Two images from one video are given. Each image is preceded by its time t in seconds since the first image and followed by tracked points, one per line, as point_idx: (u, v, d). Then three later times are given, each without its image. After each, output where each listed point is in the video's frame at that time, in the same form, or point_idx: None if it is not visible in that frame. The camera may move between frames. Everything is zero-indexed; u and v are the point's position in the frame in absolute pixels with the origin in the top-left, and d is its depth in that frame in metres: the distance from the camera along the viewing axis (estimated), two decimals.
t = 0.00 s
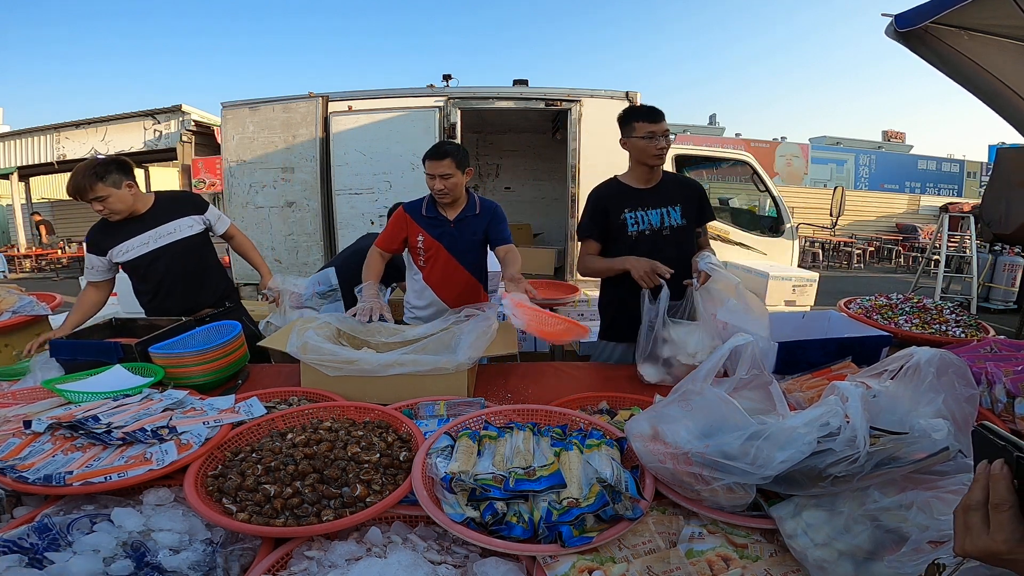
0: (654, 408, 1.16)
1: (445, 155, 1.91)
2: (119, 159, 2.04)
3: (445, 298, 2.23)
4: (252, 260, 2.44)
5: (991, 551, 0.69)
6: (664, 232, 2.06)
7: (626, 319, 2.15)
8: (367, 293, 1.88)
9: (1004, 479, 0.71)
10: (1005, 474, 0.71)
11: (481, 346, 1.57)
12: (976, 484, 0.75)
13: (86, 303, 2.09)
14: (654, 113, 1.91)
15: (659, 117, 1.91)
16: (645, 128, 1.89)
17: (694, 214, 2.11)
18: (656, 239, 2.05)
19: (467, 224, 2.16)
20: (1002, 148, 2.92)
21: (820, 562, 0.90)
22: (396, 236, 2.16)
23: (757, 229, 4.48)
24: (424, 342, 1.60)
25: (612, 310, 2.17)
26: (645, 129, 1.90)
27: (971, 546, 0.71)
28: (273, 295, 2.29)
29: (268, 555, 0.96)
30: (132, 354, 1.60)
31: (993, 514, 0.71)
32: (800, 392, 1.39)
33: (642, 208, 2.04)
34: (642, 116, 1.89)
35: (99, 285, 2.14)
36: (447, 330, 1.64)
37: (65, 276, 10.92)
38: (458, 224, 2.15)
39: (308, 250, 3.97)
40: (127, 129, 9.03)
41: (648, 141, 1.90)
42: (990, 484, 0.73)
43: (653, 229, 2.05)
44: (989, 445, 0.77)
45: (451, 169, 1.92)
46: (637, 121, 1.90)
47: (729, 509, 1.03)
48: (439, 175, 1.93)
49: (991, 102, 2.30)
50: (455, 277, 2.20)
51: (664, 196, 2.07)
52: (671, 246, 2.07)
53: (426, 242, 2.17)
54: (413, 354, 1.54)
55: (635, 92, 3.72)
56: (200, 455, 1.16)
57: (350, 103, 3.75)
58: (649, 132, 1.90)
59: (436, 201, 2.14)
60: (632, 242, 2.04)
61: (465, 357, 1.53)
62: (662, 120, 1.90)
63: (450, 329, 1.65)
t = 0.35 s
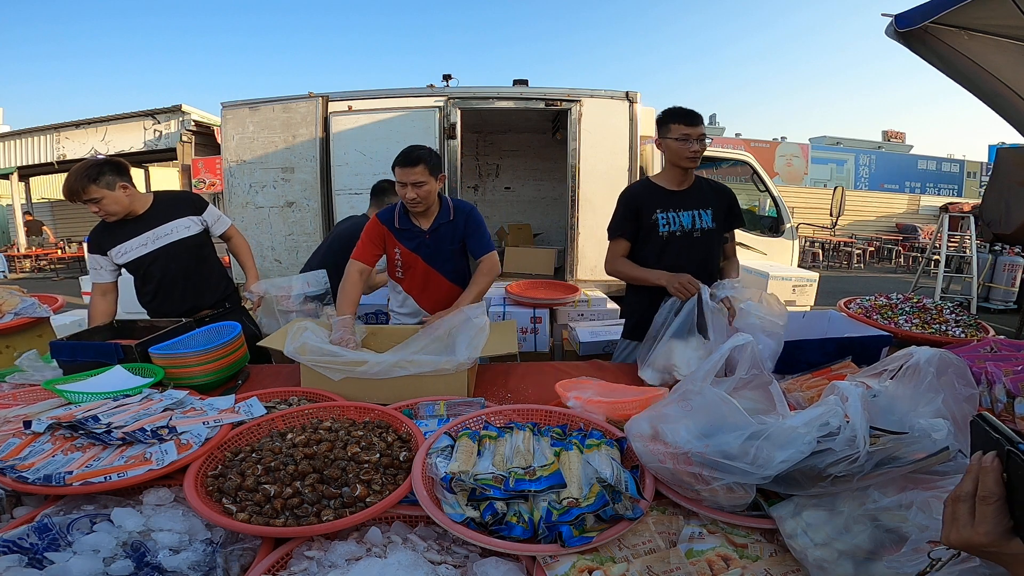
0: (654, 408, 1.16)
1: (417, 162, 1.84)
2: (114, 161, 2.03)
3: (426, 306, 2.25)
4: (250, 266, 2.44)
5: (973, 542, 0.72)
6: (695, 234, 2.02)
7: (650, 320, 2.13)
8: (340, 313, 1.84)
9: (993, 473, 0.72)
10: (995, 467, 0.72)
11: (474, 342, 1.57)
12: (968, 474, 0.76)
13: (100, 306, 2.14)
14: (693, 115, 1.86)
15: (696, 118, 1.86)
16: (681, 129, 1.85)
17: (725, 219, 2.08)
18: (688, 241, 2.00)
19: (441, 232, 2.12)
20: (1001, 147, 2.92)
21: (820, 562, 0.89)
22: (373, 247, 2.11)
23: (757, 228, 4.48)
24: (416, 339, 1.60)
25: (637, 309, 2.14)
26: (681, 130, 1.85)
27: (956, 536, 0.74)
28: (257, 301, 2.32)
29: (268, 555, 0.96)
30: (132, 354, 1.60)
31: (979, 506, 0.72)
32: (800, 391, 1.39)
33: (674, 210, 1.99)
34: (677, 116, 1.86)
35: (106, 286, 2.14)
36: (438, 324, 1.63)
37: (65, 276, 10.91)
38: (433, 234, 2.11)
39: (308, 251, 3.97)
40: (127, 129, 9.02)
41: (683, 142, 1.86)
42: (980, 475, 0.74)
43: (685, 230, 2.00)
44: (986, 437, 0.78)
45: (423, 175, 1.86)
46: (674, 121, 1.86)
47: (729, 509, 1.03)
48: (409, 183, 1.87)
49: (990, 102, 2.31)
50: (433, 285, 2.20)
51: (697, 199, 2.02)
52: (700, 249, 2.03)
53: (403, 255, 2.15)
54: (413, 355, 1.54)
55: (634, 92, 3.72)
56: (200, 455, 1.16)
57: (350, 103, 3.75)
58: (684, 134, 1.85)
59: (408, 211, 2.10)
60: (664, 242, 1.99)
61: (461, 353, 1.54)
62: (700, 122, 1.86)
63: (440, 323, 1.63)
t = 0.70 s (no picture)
0: (654, 409, 1.16)
1: (374, 173, 1.77)
2: (113, 161, 2.03)
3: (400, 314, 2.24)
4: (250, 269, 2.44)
5: (957, 540, 0.72)
6: (701, 236, 2.00)
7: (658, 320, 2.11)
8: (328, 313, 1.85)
9: (979, 471, 0.73)
10: (982, 465, 0.73)
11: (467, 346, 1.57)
12: (954, 472, 0.77)
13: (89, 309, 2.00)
14: (703, 117, 1.78)
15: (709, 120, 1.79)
16: (684, 133, 1.80)
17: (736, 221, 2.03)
18: (692, 242, 1.99)
19: (404, 245, 2.07)
20: (1002, 148, 2.92)
21: (820, 562, 0.89)
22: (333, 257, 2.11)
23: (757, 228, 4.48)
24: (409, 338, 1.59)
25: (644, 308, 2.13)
26: (684, 135, 1.80)
27: (940, 533, 0.74)
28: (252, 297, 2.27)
29: (268, 555, 0.96)
30: (132, 354, 1.60)
31: (963, 504, 0.73)
32: (800, 391, 1.39)
33: (681, 210, 1.98)
34: (681, 120, 1.80)
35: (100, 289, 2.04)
36: (435, 321, 1.59)
37: (65, 276, 10.91)
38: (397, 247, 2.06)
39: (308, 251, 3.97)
40: (127, 129, 9.02)
41: (685, 148, 1.82)
42: (966, 474, 0.75)
43: (690, 231, 1.98)
44: (972, 435, 0.78)
45: (383, 186, 1.80)
46: (677, 124, 1.81)
47: (730, 509, 1.03)
48: (368, 196, 1.80)
49: (990, 102, 2.31)
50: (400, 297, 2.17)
51: (708, 200, 1.99)
52: (706, 250, 2.00)
53: (366, 268, 2.13)
54: (412, 354, 1.55)
55: (635, 92, 3.72)
56: (200, 455, 1.16)
57: (350, 103, 3.76)
58: (687, 139, 1.80)
59: (370, 224, 2.05)
60: (667, 243, 1.99)
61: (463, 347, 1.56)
62: (709, 125, 1.79)
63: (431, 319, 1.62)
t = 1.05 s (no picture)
0: (654, 408, 1.16)
1: (376, 170, 1.77)
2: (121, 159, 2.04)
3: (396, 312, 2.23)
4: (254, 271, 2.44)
5: (956, 540, 0.72)
6: (699, 237, 2.00)
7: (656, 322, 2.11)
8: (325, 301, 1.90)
9: (977, 473, 0.73)
10: (979, 467, 0.73)
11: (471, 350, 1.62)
12: (952, 472, 0.76)
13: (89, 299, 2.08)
14: (698, 119, 1.73)
15: (705, 122, 1.75)
16: (675, 140, 1.77)
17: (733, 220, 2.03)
18: (690, 245, 1.99)
19: (399, 238, 2.08)
20: (1002, 148, 2.92)
21: (820, 562, 0.89)
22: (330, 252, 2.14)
23: (757, 228, 4.48)
24: (411, 332, 1.66)
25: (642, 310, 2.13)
26: (676, 142, 1.78)
27: (940, 533, 0.74)
28: (265, 298, 2.38)
29: (268, 555, 0.96)
30: (132, 353, 1.60)
31: (962, 505, 0.73)
32: (800, 391, 1.39)
33: (678, 212, 1.98)
34: (672, 125, 1.77)
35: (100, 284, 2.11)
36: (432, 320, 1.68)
37: (65, 276, 10.92)
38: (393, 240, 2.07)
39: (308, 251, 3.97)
40: (127, 129, 9.03)
41: (676, 155, 1.80)
42: (963, 475, 0.74)
43: (688, 233, 1.99)
44: (970, 435, 0.78)
45: (386, 182, 1.80)
46: (669, 130, 1.78)
47: (730, 509, 1.03)
48: (372, 191, 1.80)
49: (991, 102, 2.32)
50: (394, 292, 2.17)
51: (704, 201, 1.99)
52: (704, 251, 2.01)
53: (359, 261, 2.13)
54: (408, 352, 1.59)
55: (635, 92, 3.72)
56: (200, 455, 1.16)
57: (350, 103, 3.76)
58: (678, 146, 1.78)
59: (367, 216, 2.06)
60: (666, 246, 1.99)
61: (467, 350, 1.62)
62: (704, 130, 1.74)
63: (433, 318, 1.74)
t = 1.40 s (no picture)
0: (654, 408, 1.16)
1: (411, 168, 1.79)
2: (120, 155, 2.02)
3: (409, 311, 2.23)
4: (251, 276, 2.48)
5: (959, 544, 0.72)
6: (696, 238, 2.00)
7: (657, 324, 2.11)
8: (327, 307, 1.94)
9: (977, 477, 0.73)
10: (979, 471, 0.74)
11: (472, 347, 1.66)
12: (954, 478, 0.77)
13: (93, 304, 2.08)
14: (688, 120, 1.73)
15: (697, 123, 1.74)
16: (667, 143, 1.78)
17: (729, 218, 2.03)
18: (687, 246, 1.99)
19: (418, 237, 2.09)
20: (1002, 147, 2.91)
21: (819, 562, 0.89)
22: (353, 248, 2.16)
23: (757, 228, 4.48)
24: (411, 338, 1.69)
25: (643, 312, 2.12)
26: (667, 144, 1.78)
27: (944, 537, 0.74)
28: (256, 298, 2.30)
29: (268, 556, 0.96)
30: (132, 354, 1.60)
31: (964, 509, 0.73)
32: (800, 392, 1.39)
33: (675, 213, 1.97)
34: (665, 127, 1.76)
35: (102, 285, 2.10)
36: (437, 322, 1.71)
37: (65, 276, 10.91)
38: (410, 239, 2.08)
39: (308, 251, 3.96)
40: (127, 129, 9.02)
41: (669, 157, 1.81)
42: (965, 480, 0.75)
43: (685, 234, 1.99)
44: (970, 440, 0.78)
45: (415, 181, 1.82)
46: (661, 132, 1.78)
47: (729, 509, 1.03)
48: (405, 190, 1.82)
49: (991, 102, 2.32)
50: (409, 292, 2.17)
51: (698, 201, 1.99)
52: (702, 251, 2.01)
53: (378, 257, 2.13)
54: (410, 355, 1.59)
55: (635, 92, 3.72)
56: (200, 455, 1.16)
57: (350, 103, 3.76)
58: (671, 149, 1.79)
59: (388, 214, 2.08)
60: (663, 247, 1.99)
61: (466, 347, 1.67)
62: (695, 130, 1.74)
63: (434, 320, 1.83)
